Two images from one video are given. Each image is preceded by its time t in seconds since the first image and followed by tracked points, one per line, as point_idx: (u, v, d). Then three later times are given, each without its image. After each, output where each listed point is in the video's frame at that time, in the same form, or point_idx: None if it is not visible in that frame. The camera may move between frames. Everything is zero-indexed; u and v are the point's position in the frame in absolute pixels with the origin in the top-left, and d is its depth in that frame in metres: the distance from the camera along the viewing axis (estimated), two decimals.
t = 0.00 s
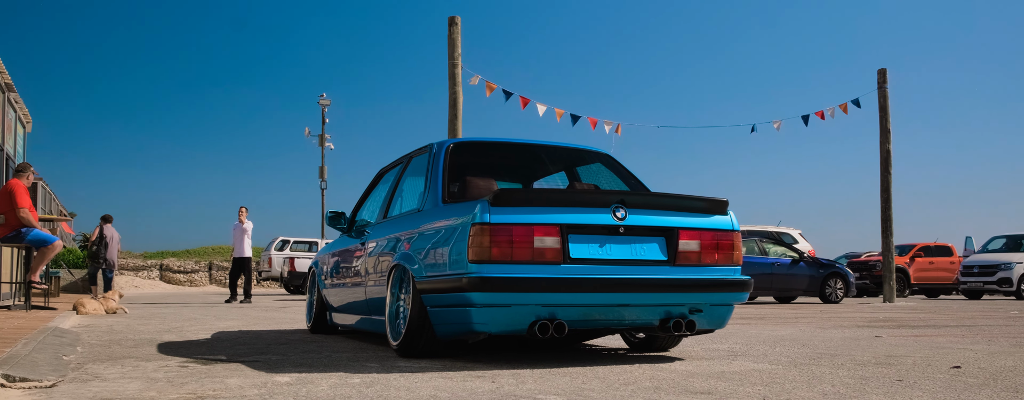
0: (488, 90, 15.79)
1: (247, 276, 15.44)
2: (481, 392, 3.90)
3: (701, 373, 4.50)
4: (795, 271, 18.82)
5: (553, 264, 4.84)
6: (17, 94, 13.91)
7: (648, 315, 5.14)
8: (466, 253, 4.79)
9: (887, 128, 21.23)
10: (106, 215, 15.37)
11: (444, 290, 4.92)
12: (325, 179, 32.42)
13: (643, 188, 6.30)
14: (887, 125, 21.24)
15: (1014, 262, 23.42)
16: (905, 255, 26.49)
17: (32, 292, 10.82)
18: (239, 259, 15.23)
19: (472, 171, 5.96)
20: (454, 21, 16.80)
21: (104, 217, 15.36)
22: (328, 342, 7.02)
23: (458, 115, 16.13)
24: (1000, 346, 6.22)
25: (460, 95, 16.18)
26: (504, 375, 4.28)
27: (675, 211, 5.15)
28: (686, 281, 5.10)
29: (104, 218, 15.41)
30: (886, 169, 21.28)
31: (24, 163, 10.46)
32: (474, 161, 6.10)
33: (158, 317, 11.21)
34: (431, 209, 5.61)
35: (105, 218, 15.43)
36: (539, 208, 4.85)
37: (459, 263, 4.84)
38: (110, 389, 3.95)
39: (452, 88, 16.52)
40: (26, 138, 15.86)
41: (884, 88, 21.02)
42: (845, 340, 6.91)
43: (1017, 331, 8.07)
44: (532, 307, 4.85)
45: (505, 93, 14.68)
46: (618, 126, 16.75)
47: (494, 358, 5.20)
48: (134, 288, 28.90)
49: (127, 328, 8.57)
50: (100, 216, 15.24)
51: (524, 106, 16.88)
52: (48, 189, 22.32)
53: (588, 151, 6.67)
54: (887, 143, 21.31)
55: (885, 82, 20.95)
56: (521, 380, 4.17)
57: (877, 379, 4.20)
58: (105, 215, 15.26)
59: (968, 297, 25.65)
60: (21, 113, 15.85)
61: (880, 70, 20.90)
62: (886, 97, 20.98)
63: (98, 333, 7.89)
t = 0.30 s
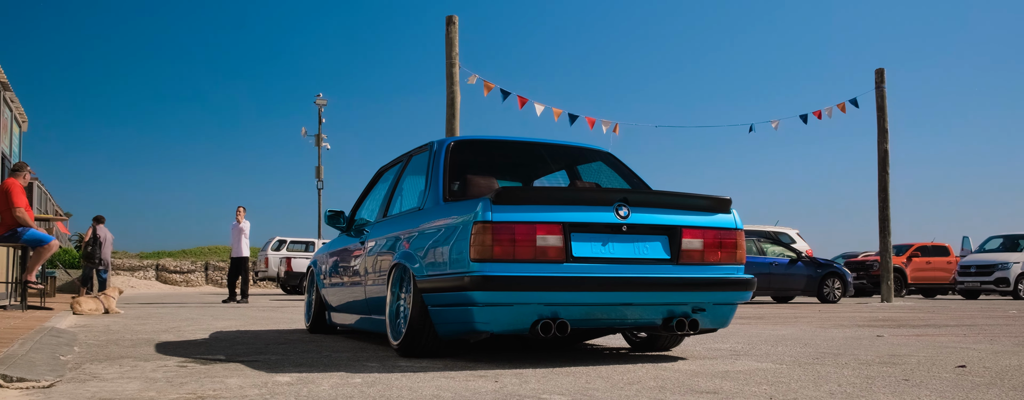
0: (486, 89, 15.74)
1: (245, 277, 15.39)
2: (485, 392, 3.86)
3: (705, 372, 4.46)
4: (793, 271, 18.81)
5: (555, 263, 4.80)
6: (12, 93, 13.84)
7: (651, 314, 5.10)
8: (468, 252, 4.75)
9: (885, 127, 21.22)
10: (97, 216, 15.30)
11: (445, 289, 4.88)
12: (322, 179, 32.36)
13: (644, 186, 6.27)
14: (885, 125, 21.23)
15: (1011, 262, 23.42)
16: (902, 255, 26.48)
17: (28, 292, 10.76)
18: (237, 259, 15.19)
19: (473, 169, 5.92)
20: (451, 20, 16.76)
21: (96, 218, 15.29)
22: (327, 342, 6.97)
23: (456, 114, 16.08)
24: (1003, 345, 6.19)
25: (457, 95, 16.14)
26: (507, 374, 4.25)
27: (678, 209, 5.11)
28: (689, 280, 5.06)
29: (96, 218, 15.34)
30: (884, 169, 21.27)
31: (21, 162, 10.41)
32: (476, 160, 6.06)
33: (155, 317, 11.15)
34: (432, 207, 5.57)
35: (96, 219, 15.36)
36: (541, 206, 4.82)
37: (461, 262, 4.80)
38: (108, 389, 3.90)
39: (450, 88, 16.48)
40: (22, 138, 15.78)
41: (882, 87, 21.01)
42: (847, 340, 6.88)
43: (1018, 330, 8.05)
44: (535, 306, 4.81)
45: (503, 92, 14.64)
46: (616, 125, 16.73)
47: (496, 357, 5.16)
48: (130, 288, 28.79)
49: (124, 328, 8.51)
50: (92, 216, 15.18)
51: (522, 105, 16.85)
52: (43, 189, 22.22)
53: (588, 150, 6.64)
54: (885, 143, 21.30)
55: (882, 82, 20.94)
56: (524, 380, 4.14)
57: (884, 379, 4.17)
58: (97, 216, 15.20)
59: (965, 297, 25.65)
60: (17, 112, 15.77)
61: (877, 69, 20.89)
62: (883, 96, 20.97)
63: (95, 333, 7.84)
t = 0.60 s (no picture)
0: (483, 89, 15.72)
1: (242, 277, 15.33)
2: (487, 392, 3.82)
3: (709, 372, 4.43)
4: (790, 271, 18.79)
5: (557, 261, 4.76)
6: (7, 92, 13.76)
7: (653, 313, 5.07)
8: (470, 251, 4.70)
9: (882, 127, 21.23)
10: (87, 216, 15.24)
11: (447, 289, 4.83)
12: (319, 179, 32.30)
13: (645, 185, 6.24)
14: (883, 125, 21.24)
15: (1007, 262, 23.45)
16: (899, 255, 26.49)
17: (24, 293, 10.69)
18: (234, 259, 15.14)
19: (473, 168, 5.88)
20: (449, 20, 16.72)
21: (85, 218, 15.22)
22: (326, 341, 6.92)
23: (453, 114, 16.05)
24: (1005, 345, 6.17)
25: (455, 94, 16.11)
26: (509, 374, 4.21)
27: (680, 208, 5.08)
28: (691, 279, 5.03)
29: (86, 219, 15.26)
30: (881, 169, 21.28)
31: (16, 162, 10.34)
32: (477, 159, 6.01)
33: (151, 317, 11.09)
34: (432, 207, 5.53)
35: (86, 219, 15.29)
36: (543, 205, 4.77)
37: (461, 261, 4.76)
38: (106, 389, 3.85)
39: (447, 87, 16.44)
40: (17, 137, 15.69)
41: (879, 87, 21.02)
42: (848, 340, 6.85)
43: (1019, 330, 8.02)
44: (536, 305, 4.77)
45: (500, 92, 14.61)
46: (614, 125, 16.69)
47: (497, 357, 5.12)
48: (126, 288, 28.68)
49: (121, 328, 8.45)
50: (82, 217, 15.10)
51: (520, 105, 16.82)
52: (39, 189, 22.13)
53: (589, 148, 6.60)
54: (882, 143, 21.31)
55: (880, 82, 20.95)
56: (526, 380, 4.10)
57: (889, 379, 4.14)
58: (87, 216, 15.14)
59: (962, 297, 25.68)
60: (12, 111, 15.70)
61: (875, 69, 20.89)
62: (881, 96, 20.98)
63: (92, 333, 7.77)
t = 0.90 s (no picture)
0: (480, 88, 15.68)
1: (238, 277, 15.26)
2: (489, 392, 3.78)
3: (712, 372, 4.39)
4: (788, 271, 18.78)
5: (559, 260, 4.73)
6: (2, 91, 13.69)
7: (655, 313, 5.03)
8: (470, 250, 4.66)
9: (879, 127, 21.23)
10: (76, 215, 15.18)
11: (447, 288, 4.79)
12: (315, 179, 32.25)
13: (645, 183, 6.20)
14: (880, 124, 21.24)
15: (1004, 262, 23.46)
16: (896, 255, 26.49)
17: (19, 293, 10.62)
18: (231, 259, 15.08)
19: (474, 166, 5.84)
20: (446, 19, 16.67)
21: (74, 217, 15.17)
22: (324, 341, 6.88)
23: (450, 113, 16.00)
24: (1007, 345, 6.14)
25: (452, 94, 16.06)
26: (510, 374, 4.17)
27: (682, 207, 5.04)
28: (693, 278, 4.99)
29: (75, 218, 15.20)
30: (878, 169, 21.27)
31: (12, 161, 10.28)
32: (476, 158, 5.98)
33: (147, 318, 11.02)
34: (432, 205, 5.49)
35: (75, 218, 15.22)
36: (544, 204, 4.74)
37: (461, 260, 4.73)
38: (103, 390, 3.80)
39: (445, 86, 16.39)
40: (11, 137, 15.60)
41: (876, 87, 21.02)
42: (849, 340, 6.81)
43: (1019, 329, 7.99)
44: (538, 304, 4.73)
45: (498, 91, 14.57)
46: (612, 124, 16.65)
47: (498, 357, 5.08)
48: (122, 288, 28.58)
49: (117, 328, 8.40)
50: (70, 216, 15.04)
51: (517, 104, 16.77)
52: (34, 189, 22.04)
53: (589, 147, 6.57)
54: (879, 142, 21.31)
55: (877, 81, 20.95)
56: (528, 380, 4.06)
57: (893, 378, 4.10)
58: (75, 215, 15.08)
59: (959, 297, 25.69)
60: (8, 111, 15.63)
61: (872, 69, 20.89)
62: (878, 96, 20.98)
63: (88, 333, 7.72)
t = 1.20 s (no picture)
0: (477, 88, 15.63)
1: (234, 277, 15.19)
2: (490, 392, 3.74)
3: (714, 372, 4.35)
4: (785, 271, 18.77)
5: (560, 259, 4.69)
6: None
7: (655, 312, 5.00)
8: (471, 249, 4.62)
9: (876, 127, 21.22)
10: (65, 212, 15.13)
11: (448, 287, 4.75)
12: (311, 179, 32.19)
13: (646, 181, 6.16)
14: (877, 124, 21.23)
15: (1001, 262, 23.48)
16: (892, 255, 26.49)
17: (14, 292, 10.55)
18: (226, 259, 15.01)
19: (473, 165, 5.79)
20: (444, 18, 16.61)
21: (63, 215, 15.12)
22: (322, 341, 6.83)
23: (447, 112, 15.96)
24: (1009, 345, 6.11)
25: (450, 93, 16.01)
26: (511, 374, 4.13)
27: (683, 206, 5.01)
28: (694, 278, 4.96)
29: (64, 216, 15.14)
30: (876, 169, 21.27)
31: (7, 161, 10.21)
32: (476, 157, 5.93)
33: (143, 317, 10.96)
34: (432, 203, 5.45)
35: (64, 216, 15.17)
36: (545, 202, 4.70)
37: (461, 260, 4.69)
38: (100, 390, 3.75)
39: (442, 86, 16.34)
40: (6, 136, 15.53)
41: (874, 87, 21.02)
42: (849, 339, 6.78)
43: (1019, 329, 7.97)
44: (538, 304, 4.70)
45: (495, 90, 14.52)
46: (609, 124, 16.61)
47: (498, 357, 5.04)
48: (118, 288, 28.49)
49: (112, 328, 8.33)
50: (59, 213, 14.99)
51: (515, 104, 16.71)
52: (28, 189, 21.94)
53: (589, 146, 6.53)
54: (877, 142, 21.31)
55: (874, 81, 20.94)
56: (530, 380, 4.02)
57: (897, 378, 4.07)
58: (65, 213, 15.04)
59: (954, 296, 25.71)
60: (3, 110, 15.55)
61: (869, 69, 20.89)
62: (875, 96, 20.98)
63: (83, 333, 7.66)
